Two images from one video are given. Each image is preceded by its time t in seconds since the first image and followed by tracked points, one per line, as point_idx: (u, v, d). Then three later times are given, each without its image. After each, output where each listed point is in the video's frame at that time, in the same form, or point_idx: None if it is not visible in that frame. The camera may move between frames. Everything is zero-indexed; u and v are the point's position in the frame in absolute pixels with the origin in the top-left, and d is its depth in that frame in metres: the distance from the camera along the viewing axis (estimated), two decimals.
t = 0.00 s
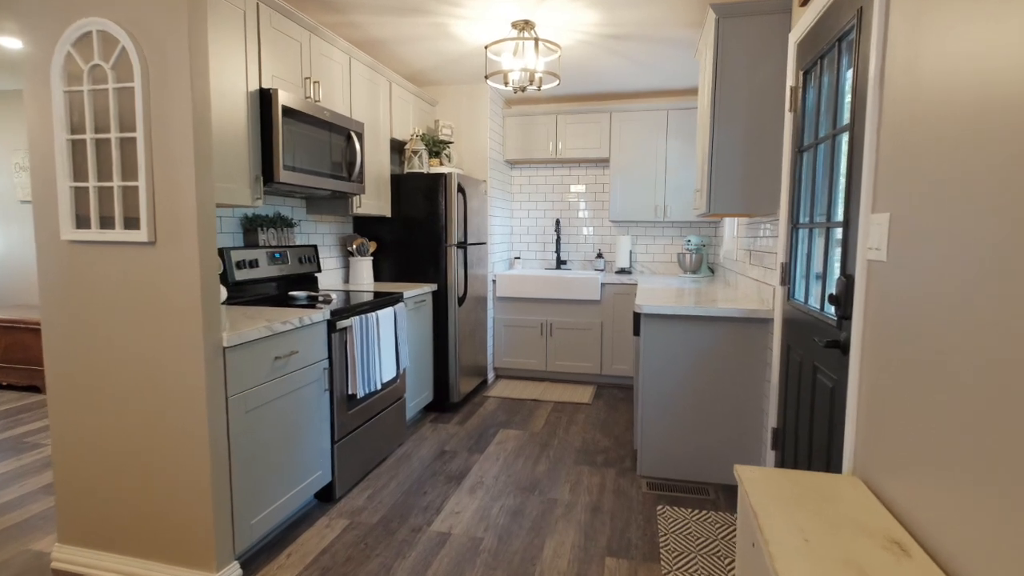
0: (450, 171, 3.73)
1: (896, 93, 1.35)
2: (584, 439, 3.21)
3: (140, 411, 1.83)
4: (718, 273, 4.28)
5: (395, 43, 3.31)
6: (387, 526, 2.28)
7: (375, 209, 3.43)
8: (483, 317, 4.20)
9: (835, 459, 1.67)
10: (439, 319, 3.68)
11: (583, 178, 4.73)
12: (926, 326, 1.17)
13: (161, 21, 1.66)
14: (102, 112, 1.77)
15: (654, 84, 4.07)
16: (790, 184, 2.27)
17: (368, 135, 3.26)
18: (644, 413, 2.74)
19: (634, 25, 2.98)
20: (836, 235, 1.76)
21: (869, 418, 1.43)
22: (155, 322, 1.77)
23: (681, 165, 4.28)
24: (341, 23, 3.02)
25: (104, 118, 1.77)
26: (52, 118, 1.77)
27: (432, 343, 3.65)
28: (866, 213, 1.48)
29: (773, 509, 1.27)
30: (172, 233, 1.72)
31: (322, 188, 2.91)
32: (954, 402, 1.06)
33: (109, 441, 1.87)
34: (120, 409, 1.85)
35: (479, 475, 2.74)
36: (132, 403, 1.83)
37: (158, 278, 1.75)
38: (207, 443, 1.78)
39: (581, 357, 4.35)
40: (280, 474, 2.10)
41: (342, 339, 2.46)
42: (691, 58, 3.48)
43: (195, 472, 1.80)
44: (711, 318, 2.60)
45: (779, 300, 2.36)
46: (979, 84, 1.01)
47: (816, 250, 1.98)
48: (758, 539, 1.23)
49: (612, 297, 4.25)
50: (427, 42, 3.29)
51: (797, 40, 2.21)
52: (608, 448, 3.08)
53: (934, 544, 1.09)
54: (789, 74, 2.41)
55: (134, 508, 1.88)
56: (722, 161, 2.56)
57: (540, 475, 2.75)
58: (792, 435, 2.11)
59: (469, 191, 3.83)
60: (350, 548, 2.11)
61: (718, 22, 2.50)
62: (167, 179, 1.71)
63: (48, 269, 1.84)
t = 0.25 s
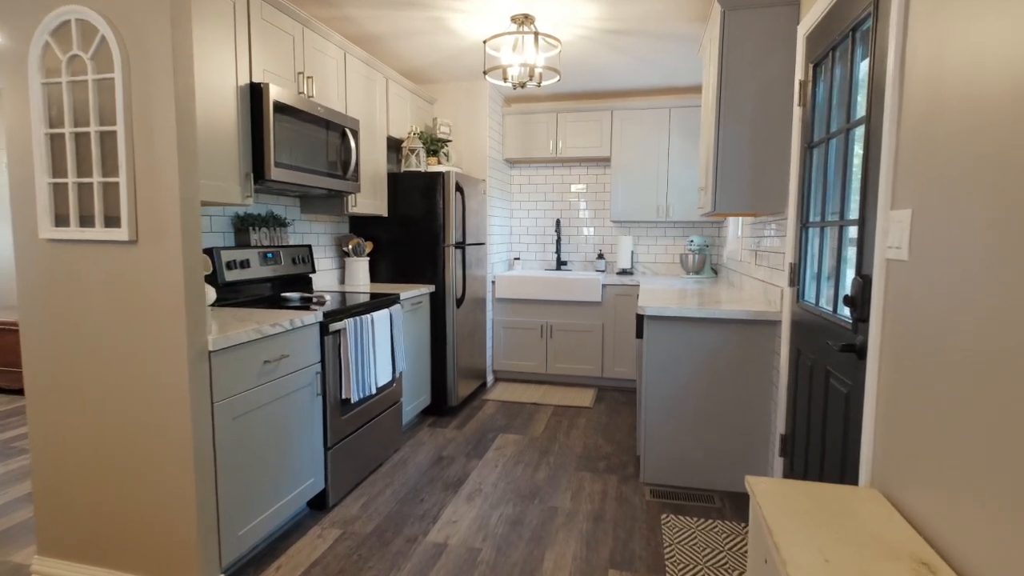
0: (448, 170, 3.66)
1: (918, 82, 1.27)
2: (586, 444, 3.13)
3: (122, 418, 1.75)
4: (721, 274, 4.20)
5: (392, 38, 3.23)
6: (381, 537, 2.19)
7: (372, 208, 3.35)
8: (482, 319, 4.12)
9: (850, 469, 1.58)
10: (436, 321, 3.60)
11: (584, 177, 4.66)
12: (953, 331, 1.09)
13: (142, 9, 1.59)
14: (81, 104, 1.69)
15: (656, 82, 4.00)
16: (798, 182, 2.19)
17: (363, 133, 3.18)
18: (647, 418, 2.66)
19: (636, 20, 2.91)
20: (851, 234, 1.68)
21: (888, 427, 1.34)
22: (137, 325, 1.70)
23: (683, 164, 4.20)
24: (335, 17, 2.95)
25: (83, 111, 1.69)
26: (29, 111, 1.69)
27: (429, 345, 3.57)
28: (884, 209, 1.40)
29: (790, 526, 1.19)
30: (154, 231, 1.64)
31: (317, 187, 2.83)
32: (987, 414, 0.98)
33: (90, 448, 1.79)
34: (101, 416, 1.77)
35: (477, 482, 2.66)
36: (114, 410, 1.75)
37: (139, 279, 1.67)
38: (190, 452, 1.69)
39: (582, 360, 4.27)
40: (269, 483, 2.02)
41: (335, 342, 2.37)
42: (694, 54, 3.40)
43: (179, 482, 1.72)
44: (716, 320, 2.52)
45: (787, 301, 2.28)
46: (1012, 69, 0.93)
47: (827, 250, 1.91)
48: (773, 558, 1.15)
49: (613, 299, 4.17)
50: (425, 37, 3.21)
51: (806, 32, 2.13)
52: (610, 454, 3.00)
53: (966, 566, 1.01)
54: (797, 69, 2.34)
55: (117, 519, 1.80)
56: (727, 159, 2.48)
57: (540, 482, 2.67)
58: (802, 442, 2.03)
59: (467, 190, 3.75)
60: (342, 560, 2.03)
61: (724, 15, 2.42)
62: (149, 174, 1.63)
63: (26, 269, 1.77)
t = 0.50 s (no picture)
0: (446, 169, 3.58)
1: (943, 71, 1.19)
2: (587, 450, 3.05)
3: (103, 426, 1.67)
4: (725, 275, 4.12)
5: (389, 33, 3.16)
6: (375, 548, 2.11)
7: (368, 207, 3.27)
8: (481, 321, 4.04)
9: (867, 481, 1.50)
10: (434, 323, 3.52)
11: (585, 177, 4.58)
12: (986, 338, 1.01)
13: None
14: (59, 97, 1.61)
15: (658, 80, 3.92)
16: (808, 181, 2.11)
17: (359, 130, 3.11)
18: (651, 424, 2.58)
19: (639, 14, 2.83)
20: (866, 233, 1.60)
21: (910, 439, 1.27)
22: (118, 328, 1.62)
23: (686, 163, 4.13)
24: (331, 11, 2.87)
25: (61, 104, 1.61)
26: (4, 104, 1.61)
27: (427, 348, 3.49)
28: (905, 207, 1.32)
29: (808, 545, 1.11)
30: (135, 230, 1.56)
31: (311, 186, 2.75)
32: None
33: (70, 457, 1.71)
34: (81, 424, 1.69)
35: (475, 490, 2.57)
36: (95, 418, 1.68)
37: (120, 280, 1.60)
38: (173, 462, 1.62)
39: (582, 363, 4.19)
40: (258, 493, 1.94)
41: (328, 345, 2.29)
42: (698, 50, 3.33)
43: (162, 493, 1.64)
44: (722, 323, 2.45)
45: (796, 304, 2.20)
46: None
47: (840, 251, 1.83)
48: None
49: (614, 301, 4.09)
50: (422, 33, 3.14)
51: (816, 25, 2.06)
52: (612, 460, 2.92)
53: None
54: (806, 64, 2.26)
55: (98, 532, 1.72)
56: (734, 156, 2.41)
57: (540, 490, 2.59)
58: (813, 450, 1.95)
59: (466, 190, 3.67)
60: (334, 573, 1.95)
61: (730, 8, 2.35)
62: (130, 171, 1.56)
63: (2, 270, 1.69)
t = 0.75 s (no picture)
0: (444, 168, 3.50)
1: (972, 60, 1.11)
2: (589, 457, 2.97)
3: (83, 436, 1.59)
4: (729, 277, 4.05)
5: (385, 29, 3.08)
6: (369, 561, 2.03)
7: (364, 207, 3.19)
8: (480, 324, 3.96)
9: (887, 495, 1.42)
10: (432, 326, 3.44)
11: (586, 177, 4.50)
12: None
13: None
14: (35, 90, 1.53)
15: (661, 77, 3.85)
16: (820, 179, 2.02)
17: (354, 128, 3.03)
18: (656, 431, 2.50)
19: (642, 9, 2.76)
20: (884, 233, 1.52)
21: (936, 452, 1.19)
22: (97, 333, 1.54)
23: (689, 163, 4.05)
24: (325, 6, 2.80)
25: (38, 98, 1.54)
26: None
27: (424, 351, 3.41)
28: (929, 205, 1.25)
29: (832, 567, 1.03)
30: (115, 230, 1.49)
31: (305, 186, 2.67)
32: None
33: (49, 468, 1.63)
34: (60, 434, 1.61)
35: (474, 499, 2.49)
36: (74, 427, 1.60)
37: (100, 283, 1.52)
38: (156, 474, 1.54)
39: (583, 366, 4.11)
40: (247, 505, 1.86)
41: (321, 350, 2.21)
42: (702, 46, 3.25)
43: (144, 507, 1.56)
44: (729, 326, 2.37)
45: (807, 306, 2.12)
46: None
47: (856, 252, 1.75)
48: None
49: (616, 303, 4.01)
50: (420, 29, 3.06)
51: (827, 17, 1.98)
52: (615, 467, 2.84)
53: None
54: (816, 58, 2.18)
55: (78, 547, 1.64)
56: (741, 154, 2.33)
57: (541, 499, 2.51)
58: (826, 459, 1.87)
59: (465, 190, 3.59)
60: None
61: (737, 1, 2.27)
62: (109, 168, 1.48)
63: None
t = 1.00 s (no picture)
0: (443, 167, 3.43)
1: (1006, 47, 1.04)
2: (591, 464, 2.89)
3: (61, 448, 1.51)
4: (732, 278, 3.97)
5: (382, 24, 3.00)
6: None
7: (360, 208, 3.11)
8: (479, 327, 3.88)
9: (911, 511, 1.34)
10: (430, 329, 3.35)
11: (587, 177, 4.43)
12: None
13: None
14: (10, 83, 1.45)
15: (663, 75, 3.78)
16: (832, 177, 1.94)
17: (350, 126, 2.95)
18: (661, 438, 2.42)
19: (646, 4, 2.69)
20: (905, 233, 1.45)
21: (969, 468, 1.11)
22: (76, 339, 1.46)
23: (692, 162, 3.98)
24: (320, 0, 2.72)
25: (13, 91, 1.46)
26: None
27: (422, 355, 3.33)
28: (959, 204, 1.17)
29: None
30: (93, 231, 1.41)
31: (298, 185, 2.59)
32: None
33: (27, 481, 1.55)
34: (38, 445, 1.53)
35: (473, 509, 2.41)
36: (52, 438, 1.52)
37: (77, 286, 1.44)
38: (137, 489, 1.45)
39: (585, 369, 4.03)
40: (236, 518, 1.78)
41: (314, 355, 2.13)
42: (706, 43, 3.18)
43: (125, 524, 1.48)
44: (737, 330, 2.29)
45: (818, 310, 2.05)
46: None
47: (873, 254, 1.67)
48: None
49: (618, 305, 3.93)
50: (417, 25, 2.99)
51: (840, 9, 1.91)
52: (618, 475, 2.76)
53: None
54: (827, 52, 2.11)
55: (57, 564, 1.56)
56: (749, 153, 2.26)
57: (542, 508, 2.42)
58: (841, 470, 1.80)
59: (464, 189, 3.51)
60: None
61: None
62: (86, 165, 1.40)
63: None
